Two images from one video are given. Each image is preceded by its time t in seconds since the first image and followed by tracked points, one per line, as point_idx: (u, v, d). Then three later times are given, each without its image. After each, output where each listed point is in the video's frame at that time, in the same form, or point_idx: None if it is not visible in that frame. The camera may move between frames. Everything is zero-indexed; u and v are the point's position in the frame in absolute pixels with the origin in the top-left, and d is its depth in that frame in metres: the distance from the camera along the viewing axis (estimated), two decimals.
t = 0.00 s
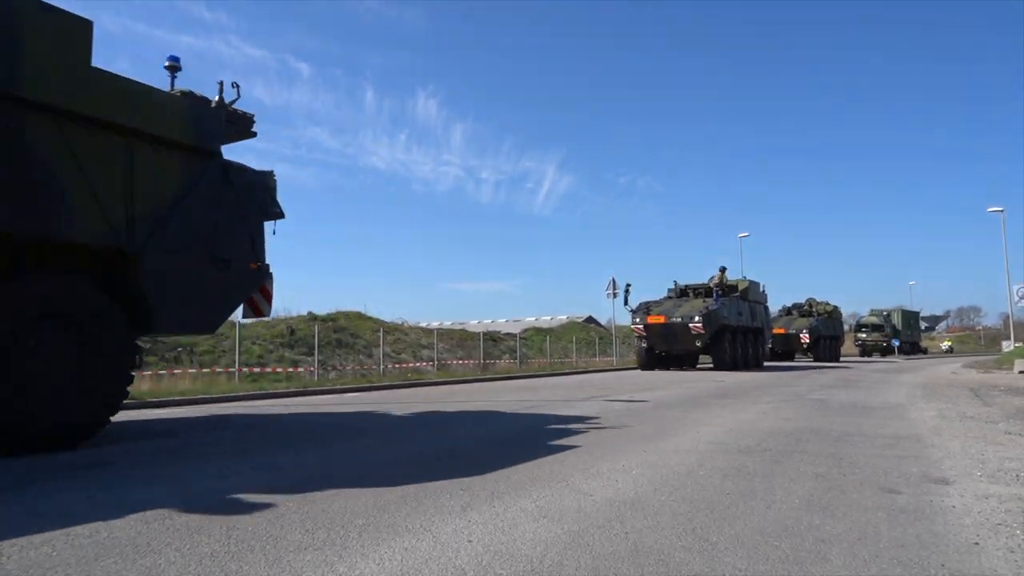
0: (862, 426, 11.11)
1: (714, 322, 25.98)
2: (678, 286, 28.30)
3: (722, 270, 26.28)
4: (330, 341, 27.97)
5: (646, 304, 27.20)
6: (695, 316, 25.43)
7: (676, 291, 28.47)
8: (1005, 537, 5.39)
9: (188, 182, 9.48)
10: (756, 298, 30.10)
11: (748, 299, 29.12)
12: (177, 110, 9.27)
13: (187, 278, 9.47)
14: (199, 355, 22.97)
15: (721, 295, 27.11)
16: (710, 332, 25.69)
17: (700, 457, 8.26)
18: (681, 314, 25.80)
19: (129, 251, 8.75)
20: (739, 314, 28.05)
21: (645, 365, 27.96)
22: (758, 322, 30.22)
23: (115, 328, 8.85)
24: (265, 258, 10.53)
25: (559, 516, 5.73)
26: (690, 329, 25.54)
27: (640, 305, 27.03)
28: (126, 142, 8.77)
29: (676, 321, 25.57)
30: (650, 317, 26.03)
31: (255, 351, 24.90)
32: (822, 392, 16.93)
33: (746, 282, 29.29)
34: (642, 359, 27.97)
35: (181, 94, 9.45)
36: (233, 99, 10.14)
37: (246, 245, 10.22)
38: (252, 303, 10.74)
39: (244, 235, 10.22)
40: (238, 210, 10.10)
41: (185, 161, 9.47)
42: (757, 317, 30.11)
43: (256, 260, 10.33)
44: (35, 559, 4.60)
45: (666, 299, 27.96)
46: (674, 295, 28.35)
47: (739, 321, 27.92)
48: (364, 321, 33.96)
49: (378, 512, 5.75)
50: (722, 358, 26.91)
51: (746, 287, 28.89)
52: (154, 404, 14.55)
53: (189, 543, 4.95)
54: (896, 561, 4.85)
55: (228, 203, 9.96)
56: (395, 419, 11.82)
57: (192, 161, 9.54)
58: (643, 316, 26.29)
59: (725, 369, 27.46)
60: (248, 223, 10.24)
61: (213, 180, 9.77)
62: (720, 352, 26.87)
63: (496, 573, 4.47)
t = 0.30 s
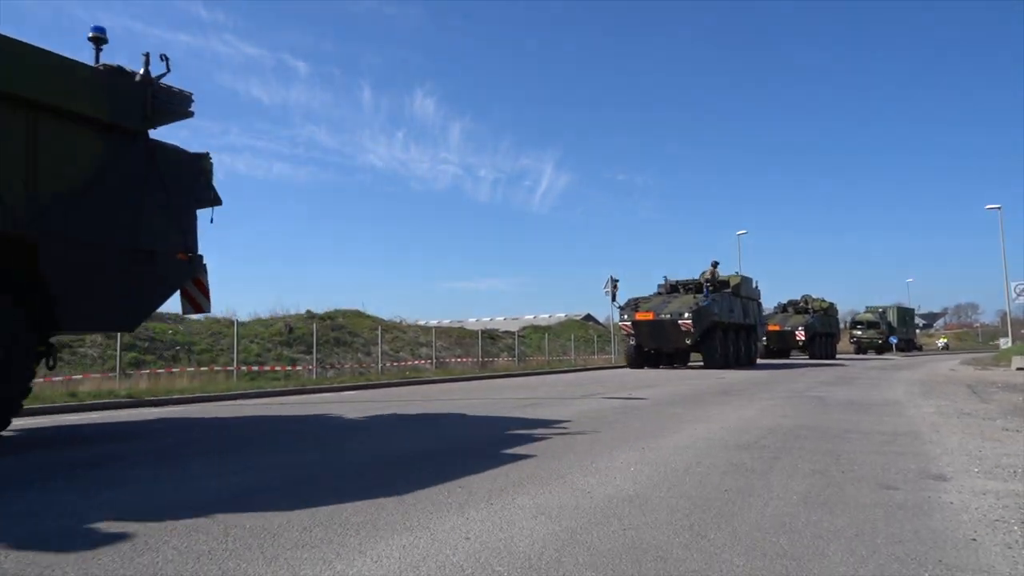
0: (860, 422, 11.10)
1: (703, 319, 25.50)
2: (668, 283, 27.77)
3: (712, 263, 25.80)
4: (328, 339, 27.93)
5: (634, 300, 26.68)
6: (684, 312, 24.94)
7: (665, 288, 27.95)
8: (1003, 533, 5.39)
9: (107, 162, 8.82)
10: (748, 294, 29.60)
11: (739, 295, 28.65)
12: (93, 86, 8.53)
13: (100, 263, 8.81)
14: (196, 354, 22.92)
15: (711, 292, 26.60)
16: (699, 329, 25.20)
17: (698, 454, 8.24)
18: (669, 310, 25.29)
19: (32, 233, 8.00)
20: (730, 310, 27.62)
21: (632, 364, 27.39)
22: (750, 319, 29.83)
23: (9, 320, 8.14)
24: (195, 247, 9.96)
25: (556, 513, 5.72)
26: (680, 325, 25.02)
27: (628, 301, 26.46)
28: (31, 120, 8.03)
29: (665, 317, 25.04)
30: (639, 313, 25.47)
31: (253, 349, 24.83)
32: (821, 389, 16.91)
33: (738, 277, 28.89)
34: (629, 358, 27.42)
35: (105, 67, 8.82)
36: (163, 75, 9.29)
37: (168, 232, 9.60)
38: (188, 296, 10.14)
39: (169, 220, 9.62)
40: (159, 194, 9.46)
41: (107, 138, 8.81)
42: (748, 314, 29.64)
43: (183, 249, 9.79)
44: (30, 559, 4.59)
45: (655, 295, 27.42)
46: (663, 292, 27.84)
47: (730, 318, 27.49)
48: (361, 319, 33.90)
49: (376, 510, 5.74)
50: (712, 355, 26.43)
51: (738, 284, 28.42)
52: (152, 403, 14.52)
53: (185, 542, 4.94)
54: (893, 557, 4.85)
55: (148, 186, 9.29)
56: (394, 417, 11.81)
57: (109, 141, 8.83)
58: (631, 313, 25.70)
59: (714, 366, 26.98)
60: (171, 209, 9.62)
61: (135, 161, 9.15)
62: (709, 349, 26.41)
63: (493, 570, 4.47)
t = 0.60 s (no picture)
0: (860, 420, 11.10)
1: (694, 316, 24.98)
2: (659, 279, 27.17)
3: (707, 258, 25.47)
4: (327, 338, 27.91)
5: (623, 297, 26.11)
6: (675, 309, 24.39)
7: (656, 284, 27.31)
8: (1003, 530, 5.40)
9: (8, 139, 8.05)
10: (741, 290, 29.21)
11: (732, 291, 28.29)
12: None
13: None
14: (196, 353, 22.91)
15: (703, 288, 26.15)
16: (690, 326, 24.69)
17: (698, 452, 8.25)
18: (659, 308, 24.74)
19: None
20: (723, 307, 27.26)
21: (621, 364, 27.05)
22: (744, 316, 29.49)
23: None
24: (117, 236, 9.11)
25: (556, 511, 5.72)
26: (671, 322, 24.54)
27: (618, 297, 26.00)
28: None
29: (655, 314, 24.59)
30: (628, 310, 24.98)
31: (255, 348, 24.83)
32: (821, 387, 16.91)
33: (731, 273, 28.49)
34: (619, 356, 27.01)
35: (14, 33, 8.08)
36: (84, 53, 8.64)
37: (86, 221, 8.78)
38: (115, 291, 9.35)
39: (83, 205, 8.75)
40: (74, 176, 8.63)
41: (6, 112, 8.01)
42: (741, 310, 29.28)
43: (101, 238, 8.92)
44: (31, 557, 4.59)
45: (646, 291, 26.96)
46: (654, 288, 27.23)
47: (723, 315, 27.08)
48: (361, 318, 33.91)
49: (377, 508, 5.74)
50: (704, 352, 26.04)
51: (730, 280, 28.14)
52: (152, 403, 14.49)
53: (186, 540, 4.95)
54: (892, 554, 4.85)
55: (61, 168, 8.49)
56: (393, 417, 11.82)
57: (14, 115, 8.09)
58: (620, 309, 25.23)
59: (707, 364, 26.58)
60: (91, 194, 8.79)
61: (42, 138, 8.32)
62: (701, 347, 25.96)
63: (494, 567, 4.47)
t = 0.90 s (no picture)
0: (861, 419, 11.10)
1: (685, 314, 24.52)
2: (650, 276, 26.60)
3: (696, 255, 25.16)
4: (327, 337, 27.90)
5: (612, 296, 25.65)
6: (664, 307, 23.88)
7: (647, 281, 26.71)
8: (1004, 529, 5.39)
9: None
10: (734, 286, 28.84)
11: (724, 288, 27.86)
12: None
13: None
14: (196, 353, 22.90)
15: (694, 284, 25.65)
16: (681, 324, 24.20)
17: (698, 451, 8.26)
18: (648, 306, 24.29)
19: None
20: (715, 305, 26.94)
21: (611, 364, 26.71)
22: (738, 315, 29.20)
23: None
24: (16, 222, 8.43)
25: (556, 511, 5.72)
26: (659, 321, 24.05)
27: (607, 296, 25.59)
28: None
29: (643, 313, 24.10)
30: (616, 309, 24.52)
31: (255, 348, 24.83)
32: (821, 386, 16.92)
33: (723, 272, 28.12)
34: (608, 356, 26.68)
35: None
36: None
37: None
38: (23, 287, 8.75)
39: None
40: None
41: None
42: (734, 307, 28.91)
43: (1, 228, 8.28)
44: (30, 558, 4.60)
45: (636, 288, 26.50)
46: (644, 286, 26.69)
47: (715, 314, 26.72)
48: (361, 317, 33.92)
49: (377, 508, 5.74)
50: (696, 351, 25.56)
51: (722, 277, 27.86)
52: (152, 403, 14.48)
53: (186, 540, 4.94)
54: (892, 554, 4.85)
55: None
56: (394, 416, 11.82)
57: None
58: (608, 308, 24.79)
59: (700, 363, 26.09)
60: None
61: None
62: (692, 345, 25.56)
63: (495, 567, 4.47)
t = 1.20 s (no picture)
0: (860, 421, 11.11)
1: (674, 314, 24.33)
2: (640, 276, 26.49)
3: (687, 254, 24.91)
4: (328, 338, 27.93)
5: (600, 296, 25.49)
6: (653, 308, 23.70)
7: (637, 282, 26.59)
8: (1004, 532, 5.39)
9: None
10: (726, 287, 28.69)
11: (715, 289, 27.72)
12: None
13: None
14: (196, 354, 22.89)
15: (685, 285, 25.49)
16: (670, 325, 23.99)
17: (698, 453, 8.27)
18: (636, 306, 24.10)
19: None
20: (707, 305, 26.79)
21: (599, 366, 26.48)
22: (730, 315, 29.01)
23: None
24: None
25: (557, 513, 5.72)
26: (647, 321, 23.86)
27: (595, 296, 25.44)
28: None
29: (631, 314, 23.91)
30: (604, 310, 24.33)
31: (255, 349, 24.82)
32: (822, 388, 16.91)
33: (716, 270, 28.07)
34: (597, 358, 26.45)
35: None
36: None
37: None
38: None
39: None
40: None
41: None
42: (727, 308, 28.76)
43: None
44: (30, 559, 4.59)
45: (627, 288, 26.34)
46: (634, 286, 26.58)
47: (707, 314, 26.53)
48: (361, 319, 33.93)
49: (377, 509, 5.74)
50: (686, 352, 25.34)
51: (714, 278, 27.63)
52: (152, 403, 14.50)
53: (186, 541, 4.94)
54: (893, 556, 4.84)
55: None
56: (394, 418, 11.85)
57: None
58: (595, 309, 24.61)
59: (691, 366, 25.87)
60: None
61: None
62: (683, 347, 25.31)
63: (495, 569, 4.47)
